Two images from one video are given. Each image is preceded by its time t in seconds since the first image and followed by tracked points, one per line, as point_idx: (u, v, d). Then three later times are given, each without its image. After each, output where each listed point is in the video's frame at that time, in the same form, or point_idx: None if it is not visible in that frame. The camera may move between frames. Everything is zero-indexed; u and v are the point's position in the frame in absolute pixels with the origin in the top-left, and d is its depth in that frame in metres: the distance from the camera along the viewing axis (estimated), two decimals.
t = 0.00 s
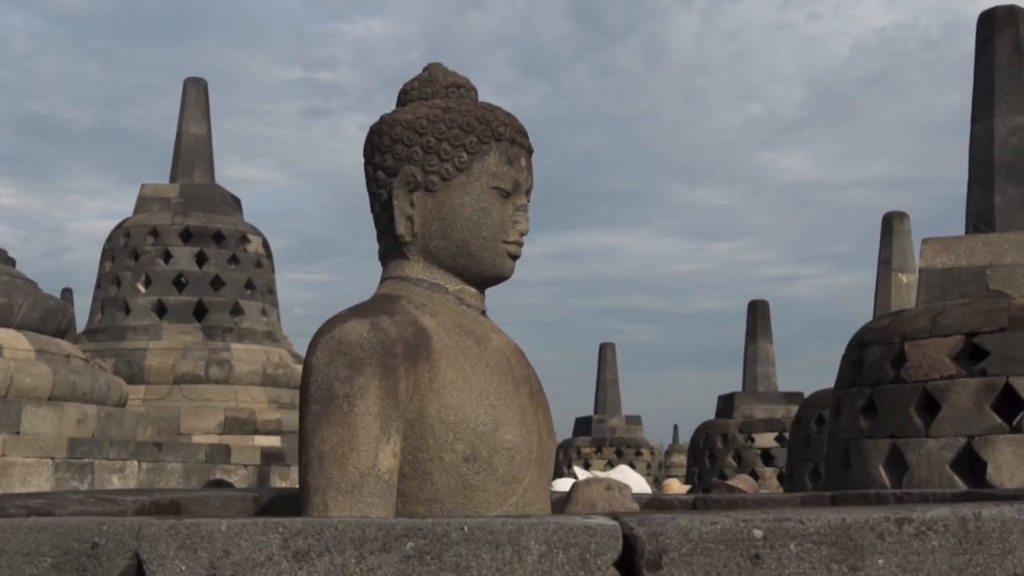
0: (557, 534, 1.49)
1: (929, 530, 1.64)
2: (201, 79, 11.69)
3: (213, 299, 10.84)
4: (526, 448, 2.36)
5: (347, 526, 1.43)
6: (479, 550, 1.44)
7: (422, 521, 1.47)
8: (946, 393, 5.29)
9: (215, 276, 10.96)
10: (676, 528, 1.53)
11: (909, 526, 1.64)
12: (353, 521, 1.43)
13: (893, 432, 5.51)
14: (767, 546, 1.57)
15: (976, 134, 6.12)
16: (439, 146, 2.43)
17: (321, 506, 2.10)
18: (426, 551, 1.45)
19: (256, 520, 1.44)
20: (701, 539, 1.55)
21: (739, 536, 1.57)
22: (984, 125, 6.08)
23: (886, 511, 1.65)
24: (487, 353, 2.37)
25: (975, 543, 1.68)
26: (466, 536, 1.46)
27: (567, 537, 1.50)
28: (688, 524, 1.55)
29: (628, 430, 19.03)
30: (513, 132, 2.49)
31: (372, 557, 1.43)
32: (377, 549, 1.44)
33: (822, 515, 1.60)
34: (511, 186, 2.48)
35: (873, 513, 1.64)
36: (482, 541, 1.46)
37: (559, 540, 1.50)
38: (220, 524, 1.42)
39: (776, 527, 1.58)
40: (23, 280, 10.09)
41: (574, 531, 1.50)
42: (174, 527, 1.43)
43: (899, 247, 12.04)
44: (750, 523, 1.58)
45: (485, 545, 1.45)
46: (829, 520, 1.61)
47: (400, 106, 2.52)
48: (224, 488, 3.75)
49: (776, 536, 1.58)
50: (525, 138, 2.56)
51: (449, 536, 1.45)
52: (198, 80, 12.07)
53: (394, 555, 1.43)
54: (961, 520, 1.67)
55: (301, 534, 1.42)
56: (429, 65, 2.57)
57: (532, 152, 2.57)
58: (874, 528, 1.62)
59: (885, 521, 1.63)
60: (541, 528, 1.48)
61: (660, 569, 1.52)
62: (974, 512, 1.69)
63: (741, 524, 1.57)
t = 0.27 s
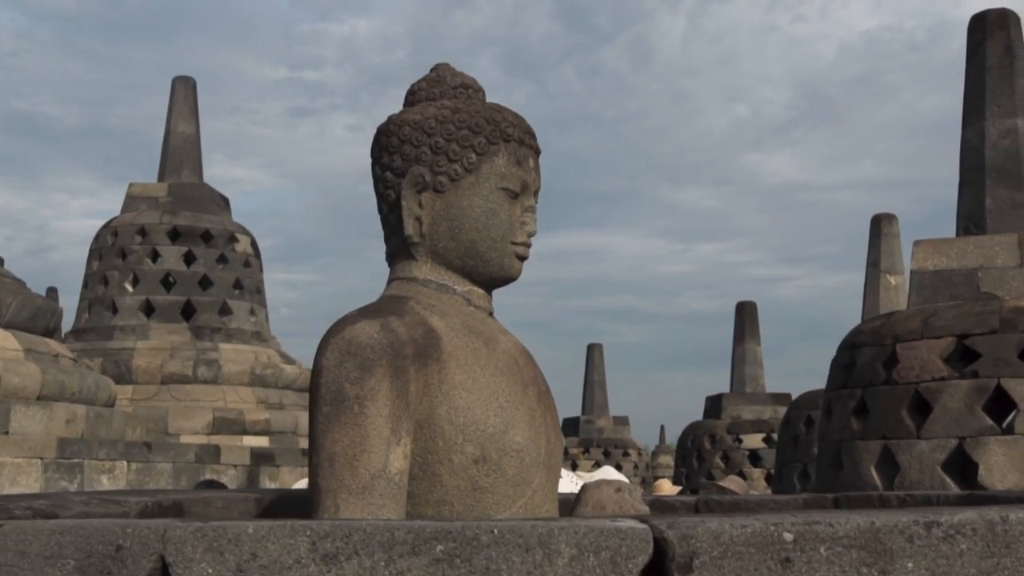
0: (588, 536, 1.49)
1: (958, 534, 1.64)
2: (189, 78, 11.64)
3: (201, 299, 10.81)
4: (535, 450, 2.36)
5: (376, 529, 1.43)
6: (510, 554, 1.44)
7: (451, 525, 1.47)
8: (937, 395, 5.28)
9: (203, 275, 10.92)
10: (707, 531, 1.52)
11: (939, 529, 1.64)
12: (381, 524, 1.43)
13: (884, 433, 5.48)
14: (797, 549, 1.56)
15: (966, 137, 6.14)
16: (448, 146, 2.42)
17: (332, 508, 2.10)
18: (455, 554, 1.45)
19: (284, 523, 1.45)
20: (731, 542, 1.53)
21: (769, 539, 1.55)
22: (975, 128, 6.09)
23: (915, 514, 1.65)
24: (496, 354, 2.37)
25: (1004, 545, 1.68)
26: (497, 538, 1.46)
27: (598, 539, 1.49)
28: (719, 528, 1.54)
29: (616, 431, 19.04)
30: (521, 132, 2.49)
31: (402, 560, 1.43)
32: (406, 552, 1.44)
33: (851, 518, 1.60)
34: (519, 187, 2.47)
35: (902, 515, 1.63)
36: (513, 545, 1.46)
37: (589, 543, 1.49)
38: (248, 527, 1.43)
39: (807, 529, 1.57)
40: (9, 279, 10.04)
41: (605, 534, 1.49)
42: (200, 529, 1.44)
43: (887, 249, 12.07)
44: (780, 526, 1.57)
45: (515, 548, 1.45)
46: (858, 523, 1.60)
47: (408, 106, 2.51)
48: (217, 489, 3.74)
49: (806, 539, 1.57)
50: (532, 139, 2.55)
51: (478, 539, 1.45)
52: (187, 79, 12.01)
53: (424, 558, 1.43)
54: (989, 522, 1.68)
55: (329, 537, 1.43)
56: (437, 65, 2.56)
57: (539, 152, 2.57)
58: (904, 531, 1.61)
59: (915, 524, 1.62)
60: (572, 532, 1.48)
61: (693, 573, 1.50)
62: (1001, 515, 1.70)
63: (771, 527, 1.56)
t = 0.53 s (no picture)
0: (617, 541, 1.49)
1: (984, 538, 1.65)
2: (179, 77, 11.60)
3: (190, 299, 10.77)
4: (543, 453, 2.36)
5: (403, 533, 1.43)
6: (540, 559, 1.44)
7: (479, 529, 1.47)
8: (929, 396, 5.26)
9: (193, 275, 10.90)
10: (735, 536, 1.51)
11: (964, 533, 1.64)
12: (409, 529, 1.43)
13: (877, 434, 5.47)
14: (824, 554, 1.56)
15: (958, 139, 6.16)
16: (456, 148, 2.42)
17: (343, 511, 2.09)
18: (483, 559, 1.44)
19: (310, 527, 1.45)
20: (758, 547, 1.53)
21: (796, 544, 1.55)
22: (967, 130, 6.12)
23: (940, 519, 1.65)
24: (504, 356, 2.36)
25: None
26: (525, 543, 1.45)
27: (626, 545, 1.49)
28: (745, 533, 1.53)
29: (604, 431, 19.04)
30: (529, 135, 2.49)
31: (429, 565, 1.43)
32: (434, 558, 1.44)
33: (879, 522, 1.59)
34: (527, 189, 2.47)
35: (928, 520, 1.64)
36: (541, 550, 1.45)
37: (617, 548, 1.49)
38: (273, 531, 1.43)
39: (834, 534, 1.57)
40: None
41: (633, 539, 1.49)
42: (225, 533, 1.44)
43: (877, 250, 12.09)
44: (807, 531, 1.56)
45: (542, 554, 1.45)
46: (885, 527, 1.60)
47: (415, 107, 2.51)
48: (214, 491, 3.73)
49: (833, 544, 1.57)
50: (540, 142, 2.55)
51: (506, 544, 1.44)
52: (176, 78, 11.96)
53: (452, 563, 1.43)
54: (1011, 527, 1.69)
55: (356, 542, 1.43)
56: (444, 67, 2.56)
57: (546, 155, 2.57)
58: (930, 536, 1.62)
59: (941, 529, 1.63)
60: (600, 536, 1.48)
61: None
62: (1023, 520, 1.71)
63: (797, 532, 1.55)
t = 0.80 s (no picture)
0: (647, 547, 1.49)
1: (1006, 542, 1.70)
2: (163, 76, 11.54)
3: (174, 299, 10.74)
4: (550, 457, 2.36)
5: (433, 539, 1.44)
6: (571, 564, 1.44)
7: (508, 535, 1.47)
8: (916, 399, 5.24)
9: (177, 275, 10.86)
10: (766, 542, 1.52)
11: (987, 538, 1.69)
12: (438, 535, 1.44)
13: (865, 436, 5.46)
14: (851, 559, 1.57)
15: (945, 142, 6.19)
16: (463, 152, 2.43)
17: (352, 515, 2.09)
18: (513, 564, 1.44)
19: (339, 531, 1.46)
20: (790, 553, 1.54)
21: (825, 549, 1.56)
22: (954, 133, 6.14)
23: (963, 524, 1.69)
24: (510, 360, 2.37)
25: None
26: (554, 548, 1.45)
27: (655, 550, 1.49)
28: (775, 538, 1.54)
29: (587, 432, 19.06)
30: (535, 139, 2.50)
31: (458, 570, 1.44)
32: (462, 563, 1.45)
33: (905, 527, 1.62)
34: (533, 193, 2.48)
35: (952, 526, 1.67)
36: (571, 556, 1.45)
37: (647, 553, 1.49)
38: (302, 536, 1.44)
39: (862, 539, 1.59)
40: None
41: (663, 545, 1.49)
42: (253, 539, 1.45)
43: (861, 253, 12.14)
44: (834, 536, 1.58)
45: (572, 559, 1.45)
46: (910, 533, 1.62)
47: (421, 111, 2.52)
48: (206, 493, 3.72)
49: (860, 549, 1.58)
50: (546, 146, 2.56)
51: (536, 550, 1.44)
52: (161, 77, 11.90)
53: (481, 569, 1.43)
54: None
55: (385, 547, 1.43)
56: (450, 71, 2.57)
57: (552, 159, 2.57)
58: (955, 541, 1.65)
59: (965, 534, 1.66)
60: (629, 542, 1.48)
61: None
62: None
63: (826, 537, 1.57)
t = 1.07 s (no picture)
0: (664, 552, 1.49)
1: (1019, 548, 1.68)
2: (145, 76, 11.47)
3: (156, 300, 10.70)
4: (549, 461, 2.37)
5: (449, 545, 1.45)
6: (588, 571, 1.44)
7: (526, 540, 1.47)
8: (900, 401, 5.26)
9: (159, 276, 10.82)
10: (779, 547, 1.52)
11: (1000, 543, 1.67)
12: (455, 541, 1.44)
13: (848, 439, 5.48)
14: (865, 565, 1.57)
15: (929, 146, 6.22)
16: (463, 155, 2.43)
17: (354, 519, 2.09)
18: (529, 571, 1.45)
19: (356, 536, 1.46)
20: (803, 558, 1.54)
21: (839, 555, 1.56)
22: (938, 138, 6.18)
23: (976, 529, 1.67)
24: (510, 364, 2.37)
25: None
26: (571, 553, 1.46)
27: (673, 556, 1.49)
28: (789, 544, 1.54)
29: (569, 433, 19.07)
30: (534, 143, 2.51)
31: None
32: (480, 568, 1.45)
33: (918, 533, 1.61)
34: (533, 197, 2.48)
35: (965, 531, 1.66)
36: (588, 562, 1.46)
37: (664, 559, 1.49)
38: (318, 542, 1.44)
39: (876, 544, 1.58)
40: None
41: (680, 550, 1.49)
42: (269, 544, 1.45)
43: (843, 255, 12.19)
44: (848, 542, 1.58)
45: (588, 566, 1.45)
46: (923, 538, 1.61)
47: (421, 115, 2.52)
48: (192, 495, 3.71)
49: (873, 554, 1.58)
50: (545, 150, 2.57)
51: (554, 556, 1.45)
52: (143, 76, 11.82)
53: None
54: None
55: (403, 553, 1.44)
56: (450, 74, 2.57)
57: (550, 163, 2.58)
58: (968, 547, 1.64)
59: (979, 539, 1.65)
60: (647, 547, 1.48)
61: None
62: None
63: (839, 542, 1.57)
